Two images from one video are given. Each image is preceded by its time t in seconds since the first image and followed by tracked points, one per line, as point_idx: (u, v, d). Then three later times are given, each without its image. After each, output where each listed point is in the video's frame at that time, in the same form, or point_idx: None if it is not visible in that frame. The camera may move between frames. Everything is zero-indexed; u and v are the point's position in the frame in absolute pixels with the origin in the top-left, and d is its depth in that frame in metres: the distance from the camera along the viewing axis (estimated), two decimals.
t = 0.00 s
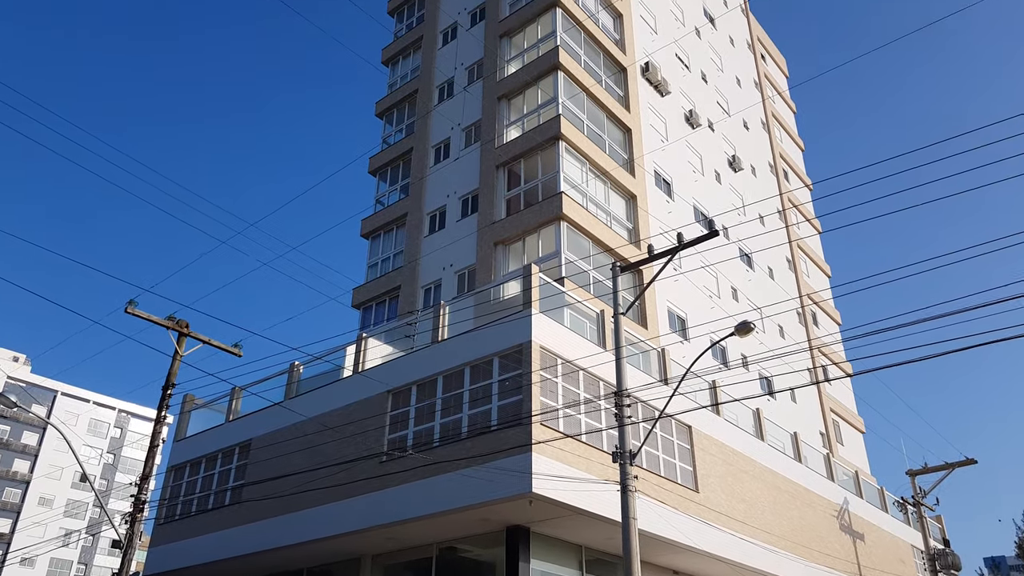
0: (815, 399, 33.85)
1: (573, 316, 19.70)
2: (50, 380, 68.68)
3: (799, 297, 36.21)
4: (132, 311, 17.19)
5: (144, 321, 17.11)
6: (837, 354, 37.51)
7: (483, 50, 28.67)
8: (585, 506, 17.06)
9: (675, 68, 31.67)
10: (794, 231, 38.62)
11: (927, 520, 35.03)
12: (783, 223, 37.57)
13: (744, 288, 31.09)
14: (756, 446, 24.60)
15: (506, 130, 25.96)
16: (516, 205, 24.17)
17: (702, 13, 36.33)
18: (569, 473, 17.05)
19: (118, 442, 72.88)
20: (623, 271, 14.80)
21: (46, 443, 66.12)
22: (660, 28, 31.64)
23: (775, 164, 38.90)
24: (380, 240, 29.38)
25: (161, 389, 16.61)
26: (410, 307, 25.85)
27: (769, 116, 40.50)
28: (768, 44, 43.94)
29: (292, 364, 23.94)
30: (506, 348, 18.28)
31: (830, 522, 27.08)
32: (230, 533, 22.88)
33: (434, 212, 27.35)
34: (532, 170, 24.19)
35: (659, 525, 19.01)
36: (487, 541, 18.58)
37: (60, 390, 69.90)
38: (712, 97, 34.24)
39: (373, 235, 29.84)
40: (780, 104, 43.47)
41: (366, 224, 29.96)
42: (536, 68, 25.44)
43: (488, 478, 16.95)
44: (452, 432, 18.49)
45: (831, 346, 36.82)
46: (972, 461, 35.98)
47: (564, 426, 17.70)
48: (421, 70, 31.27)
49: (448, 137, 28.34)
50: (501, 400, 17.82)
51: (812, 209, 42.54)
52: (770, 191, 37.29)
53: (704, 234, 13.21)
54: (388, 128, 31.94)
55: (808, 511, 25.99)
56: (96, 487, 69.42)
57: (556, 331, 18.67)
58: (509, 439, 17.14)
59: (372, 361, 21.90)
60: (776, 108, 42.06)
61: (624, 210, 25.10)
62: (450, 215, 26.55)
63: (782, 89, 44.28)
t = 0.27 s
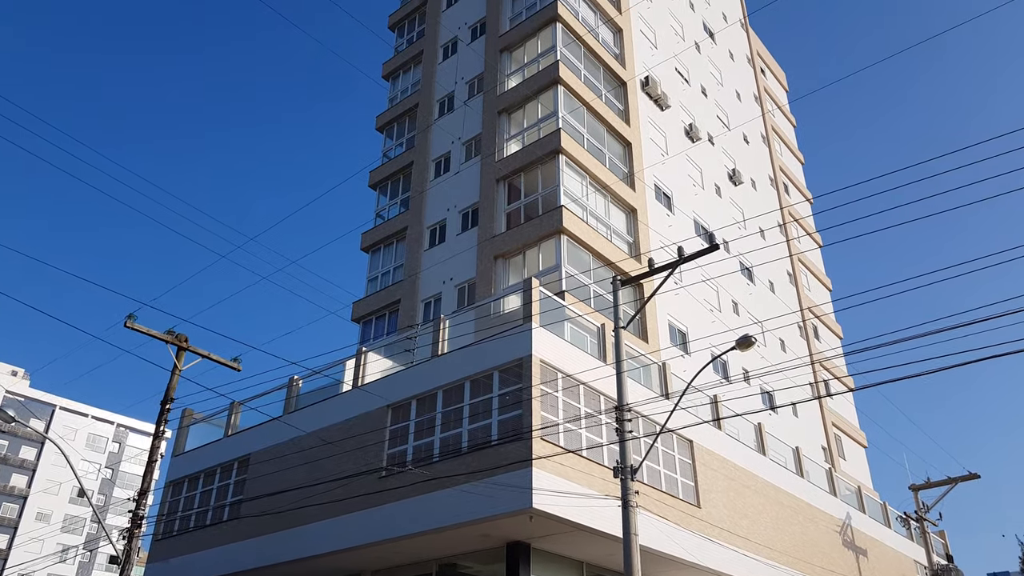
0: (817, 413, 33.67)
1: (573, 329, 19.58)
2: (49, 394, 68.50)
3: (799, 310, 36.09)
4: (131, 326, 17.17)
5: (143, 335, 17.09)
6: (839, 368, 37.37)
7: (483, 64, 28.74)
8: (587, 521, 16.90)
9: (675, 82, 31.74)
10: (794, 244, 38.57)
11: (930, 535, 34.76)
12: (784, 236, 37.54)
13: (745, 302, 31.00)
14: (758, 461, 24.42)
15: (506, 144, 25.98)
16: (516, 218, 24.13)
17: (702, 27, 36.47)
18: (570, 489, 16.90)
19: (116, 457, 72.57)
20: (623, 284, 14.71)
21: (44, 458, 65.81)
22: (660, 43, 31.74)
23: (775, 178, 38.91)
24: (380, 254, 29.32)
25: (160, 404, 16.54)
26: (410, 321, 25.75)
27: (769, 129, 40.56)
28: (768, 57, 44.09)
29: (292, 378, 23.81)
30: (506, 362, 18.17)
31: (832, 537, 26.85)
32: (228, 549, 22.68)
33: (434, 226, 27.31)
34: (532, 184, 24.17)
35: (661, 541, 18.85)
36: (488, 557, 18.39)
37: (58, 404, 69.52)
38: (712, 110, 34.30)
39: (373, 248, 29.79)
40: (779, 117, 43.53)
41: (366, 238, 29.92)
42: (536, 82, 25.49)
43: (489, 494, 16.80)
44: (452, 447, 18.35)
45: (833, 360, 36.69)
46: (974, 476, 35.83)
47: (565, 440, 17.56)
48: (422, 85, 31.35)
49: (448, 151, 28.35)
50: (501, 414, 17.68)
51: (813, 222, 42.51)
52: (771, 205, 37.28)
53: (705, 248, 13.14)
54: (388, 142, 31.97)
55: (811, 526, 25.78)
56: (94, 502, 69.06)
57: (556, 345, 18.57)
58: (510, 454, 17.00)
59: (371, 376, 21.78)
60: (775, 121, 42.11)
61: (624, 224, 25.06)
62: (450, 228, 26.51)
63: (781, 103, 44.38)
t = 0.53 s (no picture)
0: (818, 426, 33.55)
1: (574, 343, 19.51)
2: (49, 408, 68.36)
3: (800, 323, 36.05)
4: (131, 340, 17.23)
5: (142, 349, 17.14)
6: (839, 381, 37.29)
7: (483, 79, 28.87)
8: (587, 536, 16.80)
9: (674, 96, 31.87)
10: (794, 257, 38.58)
11: (932, 549, 34.55)
12: (784, 250, 37.56)
13: (745, 315, 30.97)
14: (758, 475, 24.29)
15: (507, 157, 26.05)
16: (516, 231, 24.15)
17: (701, 42, 36.65)
18: (570, 503, 16.81)
19: (115, 471, 72.32)
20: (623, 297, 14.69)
21: (42, 472, 65.55)
22: (660, 57, 31.90)
23: (775, 191, 38.98)
24: (380, 267, 29.32)
25: (160, 417, 16.54)
26: (410, 334, 25.71)
27: (768, 143, 40.66)
28: (768, 72, 44.33)
29: (291, 391, 23.75)
30: (506, 376, 18.13)
31: (835, 552, 26.68)
32: (227, 564, 22.55)
33: (434, 239, 27.34)
34: (532, 197, 24.21)
35: (662, 555, 18.75)
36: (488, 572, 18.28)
37: (57, 417, 69.28)
38: (712, 124, 34.40)
39: (373, 261, 29.80)
40: (779, 131, 43.67)
41: (366, 251, 29.92)
42: (536, 96, 25.59)
43: (490, 508, 16.72)
44: (452, 461, 18.26)
45: (833, 373, 36.62)
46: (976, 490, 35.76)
47: (566, 455, 17.48)
48: (422, 99, 31.49)
49: (449, 164, 28.42)
50: (501, 428, 17.61)
51: (813, 235, 42.53)
52: (770, 218, 37.33)
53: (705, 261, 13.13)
54: (388, 155, 32.06)
55: (813, 541, 25.62)
56: (93, 516, 68.77)
57: (557, 358, 18.53)
58: (510, 468, 16.93)
59: (371, 389, 21.72)
60: (775, 135, 42.26)
61: (624, 237, 25.07)
62: (451, 241, 26.53)
63: (781, 117, 44.56)
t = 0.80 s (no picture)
0: (819, 441, 33.38)
1: (574, 357, 19.39)
2: (47, 423, 68.12)
3: (801, 338, 35.96)
4: (130, 354, 17.17)
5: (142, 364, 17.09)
6: (841, 396, 37.15)
7: (483, 94, 28.99)
8: (588, 553, 16.66)
9: (674, 110, 31.96)
10: (795, 272, 38.53)
11: (935, 566, 34.28)
12: (784, 264, 37.53)
13: (746, 329, 30.89)
14: (760, 491, 24.12)
15: (507, 172, 26.10)
16: (517, 246, 24.13)
17: (701, 57, 36.82)
18: (571, 519, 16.68)
19: (114, 486, 72.00)
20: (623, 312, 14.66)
21: (40, 487, 65.18)
22: (659, 72, 32.02)
23: (775, 206, 39.03)
24: (381, 281, 29.29)
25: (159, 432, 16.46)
26: (410, 348, 25.64)
27: (767, 157, 40.72)
28: (768, 87, 44.50)
29: (291, 407, 23.66)
30: (507, 391, 18.04)
31: (837, 569, 26.44)
32: None
33: (435, 253, 27.32)
34: (532, 211, 24.22)
35: (663, 572, 18.58)
36: None
37: (55, 432, 69.00)
38: (711, 139, 34.48)
39: (373, 275, 29.78)
40: (778, 146, 43.83)
41: (367, 265, 29.90)
42: (536, 111, 25.67)
43: (490, 524, 16.61)
44: (452, 476, 18.14)
45: (835, 388, 36.50)
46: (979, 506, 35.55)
47: (567, 470, 17.37)
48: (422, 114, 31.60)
49: (449, 178, 28.46)
50: (501, 443, 17.51)
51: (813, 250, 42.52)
52: (770, 233, 37.33)
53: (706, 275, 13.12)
54: (389, 169, 32.13)
55: (815, 557, 25.40)
56: (91, 532, 68.35)
57: (557, 373, 18.46)
58: (511, 484, 16.83)
59: (371, 404, 21.61)
60: (775, 150, 42.41)
61: (624, 251, 25.05)
62: (451, 255, 26.51)
63: (781, 132, 44.75)
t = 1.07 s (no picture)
0: (821, 459, 33.17)
1: (574, 374, 19.26)
2: (45, 439, 67.83)
3: (801, 355, 35.85)
4: (130, 371, 17.07)
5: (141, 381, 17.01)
6: (842, 413, 36.99)
7: (484, 111, 29.11)
8: (588, 572, 16.47)
9: (673, 127, 32.07)
10: (795, 288, 38.49)
11: None
12: (784, 280, 37.50)
13: (747, 346, 30.80)
14: (762, 509, 23.92)
15: (507, 189, 26.15)
16: (517, 262, 24.11)
17: (700, 75, 37.01)
18: (571, 538, 16.52)
19: (112, 503, 71.59)
20: (623, 328, 14.62)
21: (38, 505, 64.78)
22: (659, 89, 32.16)
23: (775, 222, 39.08)
24: (381, 297, 29.26)
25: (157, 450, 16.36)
26: (410, 365, 25.55)
27: (767, 173, 40.81)
28: (767, 104, 44.69)
29: (291, 424, 23.54)
30: (507, 408, 17.94)
31: None
32: None
33: (435, 269, 27.30)
34: (532, 228, 24.23)
35: None
36: None
37: (54, 449, 68.70)
38: (711, 155, 34.58)
39: (373, 291, 29.74)
40: (778, 163, 43.98)
41: (367, 281, 29.87)
42: (536, 128, 25.75)
43: (490, 542, 16.46)
44: (452, 494, 17.99)
45: (836, 405, 36.33)
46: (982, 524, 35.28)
47: (567, 488, 17.22)
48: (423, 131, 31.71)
49: (449, 195, 28.50)
50: (501, 461, 17.38)
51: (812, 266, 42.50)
52: (770, 249, 37.35)
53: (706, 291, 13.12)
54: (389, 186, 32.19)
55: None
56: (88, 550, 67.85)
57: (557, 390, 18.36)
58: (511, 502, 16.69)
59: (371, 421, 21.48)
60: (774, 167, 42.53)
61: (624, 267, 25.02)
62: (451, 271, 26.49)
63: (780, 149, 44.88)
